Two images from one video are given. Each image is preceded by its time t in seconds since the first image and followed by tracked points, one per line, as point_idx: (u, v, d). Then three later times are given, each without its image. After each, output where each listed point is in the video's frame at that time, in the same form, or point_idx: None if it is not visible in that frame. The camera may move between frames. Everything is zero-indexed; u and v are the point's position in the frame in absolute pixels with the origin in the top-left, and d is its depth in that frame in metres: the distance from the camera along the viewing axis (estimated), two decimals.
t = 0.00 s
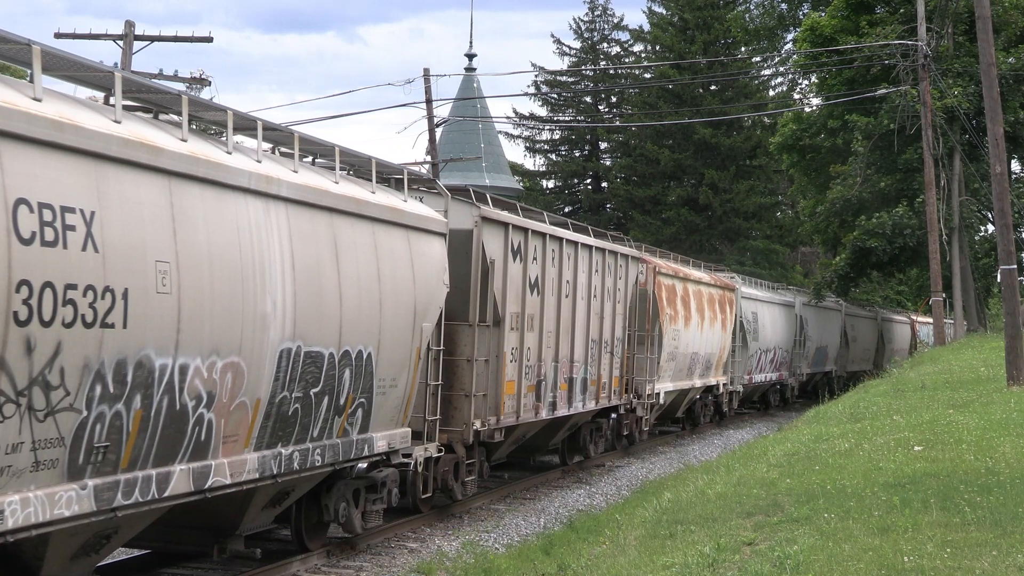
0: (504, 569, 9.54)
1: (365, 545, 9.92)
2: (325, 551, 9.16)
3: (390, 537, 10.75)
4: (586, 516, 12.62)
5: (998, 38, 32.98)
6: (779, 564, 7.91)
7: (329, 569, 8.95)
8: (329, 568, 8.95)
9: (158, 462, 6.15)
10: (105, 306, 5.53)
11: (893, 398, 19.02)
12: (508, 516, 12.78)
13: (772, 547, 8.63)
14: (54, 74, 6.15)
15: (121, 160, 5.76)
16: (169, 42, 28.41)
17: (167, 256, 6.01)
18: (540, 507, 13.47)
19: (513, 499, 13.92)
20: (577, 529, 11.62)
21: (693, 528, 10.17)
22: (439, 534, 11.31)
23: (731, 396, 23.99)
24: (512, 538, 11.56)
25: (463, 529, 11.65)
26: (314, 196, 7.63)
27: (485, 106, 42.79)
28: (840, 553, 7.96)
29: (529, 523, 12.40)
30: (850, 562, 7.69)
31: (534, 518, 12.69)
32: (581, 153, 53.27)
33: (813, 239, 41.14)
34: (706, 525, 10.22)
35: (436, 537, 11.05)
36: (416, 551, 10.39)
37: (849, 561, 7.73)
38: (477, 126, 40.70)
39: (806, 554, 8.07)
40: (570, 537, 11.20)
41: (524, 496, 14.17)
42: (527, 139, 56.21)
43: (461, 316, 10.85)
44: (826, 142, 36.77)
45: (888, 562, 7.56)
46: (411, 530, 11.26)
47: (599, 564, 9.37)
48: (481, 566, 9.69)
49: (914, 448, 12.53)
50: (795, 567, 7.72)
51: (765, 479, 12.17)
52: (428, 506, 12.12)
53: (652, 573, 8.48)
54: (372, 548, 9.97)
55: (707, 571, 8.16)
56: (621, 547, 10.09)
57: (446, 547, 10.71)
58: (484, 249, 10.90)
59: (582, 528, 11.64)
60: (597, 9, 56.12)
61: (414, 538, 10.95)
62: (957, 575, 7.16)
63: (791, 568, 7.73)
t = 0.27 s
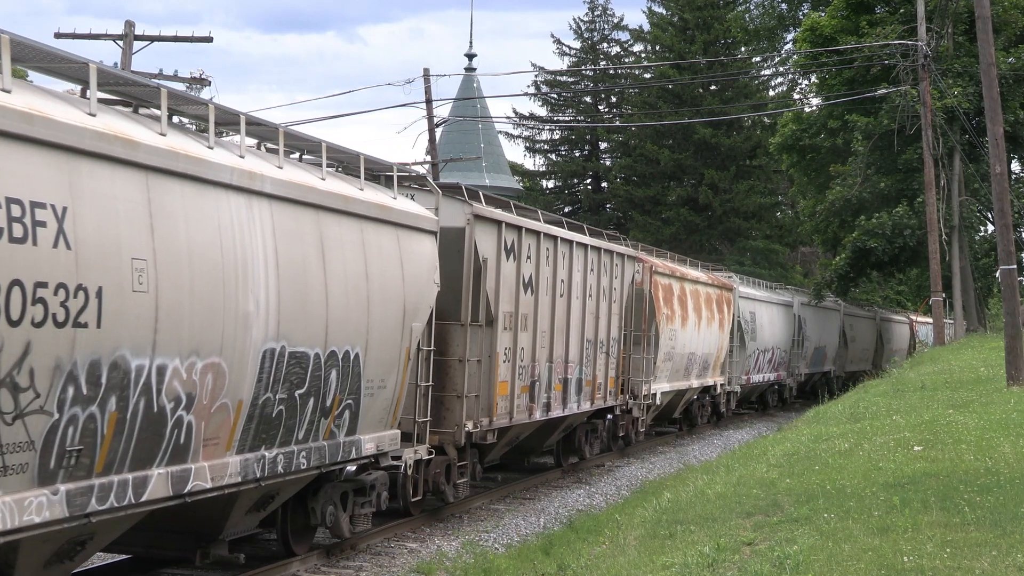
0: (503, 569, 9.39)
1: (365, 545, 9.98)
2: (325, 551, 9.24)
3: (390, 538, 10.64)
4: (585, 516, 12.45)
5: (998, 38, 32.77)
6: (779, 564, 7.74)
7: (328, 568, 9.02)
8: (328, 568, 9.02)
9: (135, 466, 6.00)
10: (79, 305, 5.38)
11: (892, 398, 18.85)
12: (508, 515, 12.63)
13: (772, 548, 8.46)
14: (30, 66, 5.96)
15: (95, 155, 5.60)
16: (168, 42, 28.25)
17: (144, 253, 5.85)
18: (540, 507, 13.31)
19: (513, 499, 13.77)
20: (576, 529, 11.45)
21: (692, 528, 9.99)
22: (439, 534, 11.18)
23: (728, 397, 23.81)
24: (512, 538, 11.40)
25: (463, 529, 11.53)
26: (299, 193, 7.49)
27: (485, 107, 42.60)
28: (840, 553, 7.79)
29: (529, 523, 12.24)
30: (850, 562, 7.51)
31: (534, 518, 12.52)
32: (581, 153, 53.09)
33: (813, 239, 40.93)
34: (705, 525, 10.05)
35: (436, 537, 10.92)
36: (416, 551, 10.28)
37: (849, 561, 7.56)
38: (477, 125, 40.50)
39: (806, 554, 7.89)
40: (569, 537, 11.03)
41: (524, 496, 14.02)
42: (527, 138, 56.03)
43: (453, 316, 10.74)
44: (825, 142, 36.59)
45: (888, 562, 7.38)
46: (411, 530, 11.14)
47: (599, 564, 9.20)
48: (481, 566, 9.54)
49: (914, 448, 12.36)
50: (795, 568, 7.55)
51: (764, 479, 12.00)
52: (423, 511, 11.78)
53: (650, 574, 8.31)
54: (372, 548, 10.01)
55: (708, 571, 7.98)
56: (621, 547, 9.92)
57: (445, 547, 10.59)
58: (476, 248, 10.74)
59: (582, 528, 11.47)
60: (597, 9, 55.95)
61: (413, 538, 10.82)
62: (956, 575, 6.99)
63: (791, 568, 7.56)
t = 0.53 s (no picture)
0: (503, 570, 9.24)
1: (366, 545, 9.97)
2: (326, 550, 9.25)
3: (391, 538, 10.54)
4: (586, 516, 12.27)
5: (998, 38, 32.55)
6: (779, 564, 7.56)
7: (328, 568, 9.03)
8: (328, 568, 9.02)
9: (111, 469, 5.82)
10: (49, 304, 5.19)
11: (892, 398, 18.67)
12: (508, 515, 12.46)
13: (772, 548, 8.27)
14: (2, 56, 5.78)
15: (68, 149, 5.41)
16: (167, 41, 28.04)
17: (119, 250, 5.67)
18: (540, 507, 13.13)
19: (513, 499, 13.60)
20: (577, 529, 11.27)
21: (692, 528, 9.80)
22: (439, 533, 11.05)
23: (726, 397, 23.62)
24: (513, 538, 11.23)
25: (463, 529, 11.39)
26: (283, 189, 7.30)
27: (485, 107, 42.40)
28: (840, 553, 7.60)
29: (529, 523, 12.06)
30: (850, 562, 7.33)
31: (534, 518, 12.35)
32: (581, 153, 52.91)
33: (813, 240, 40.74)
34: (705, 525, 9.86)
35: (437, 538, 10.81)
36: (416, 550, 10.16)
37: (849, 561, 7.37)
38: (477, 126, 40.30)
39: (805, 554, 7.70)
40: (569, 537, 10.84)
41: (524, 496, 13.84)
42: (526, 138, 55.82)
43: (446, 316, 10.57)
44: (826, 142, 36.40)
45: (888, 562, 7.20)
46: (411, 529, 11.03)
47: (600, 564, 9.01)
48: (481, 566, 9.38)
49: (914, 448, 12.18)
50: (795, 568, 7.37)
51: (764, 479, 11.82)
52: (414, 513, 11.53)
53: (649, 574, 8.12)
54: (373, 548, 9.99)
55: (707, 571, 7.80)
56: (621, 547, 9.73)
57: (445, 547, 10.45)
58: (469, 246, 10.56)
59: (582, 528, 11.29)
60: (597, 9, 55.75)
61: (414, 537, 10.71)
62: None
63: (791, 568, 7.38)
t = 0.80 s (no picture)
0: (503, 569, 9.07)
1: (366, 546, 9.91)
2: (326, 550, 9.18)
3: (391, 538, 10.45)
4: (586, 516, 12.09)
5: (998, 38, 32.34)
6: (779, 564, 7.38)
7: (328, 569, 8.96)
8: (328, 568, 8.97)
9: (85, 473, 5.64)
10: (17, 303, 5.01)
11: (892, 399, 18.49)
12: (508, 515, 12.30)
13: (772, 548, 8.09)
14: None
15: (38, 142, 5.22)
16: (166, 41, 27.87)
17: (91, 247, 5.48)
18: (540, 506, 12.95)
19: (514, 499, 13.42)
20: (577, 528, 11.10)
21: (692, 528, 9.62)
22: (439, 533, 10.94)
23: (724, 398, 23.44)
24: (513, 538, 11.05)
25: (463, 529, 11.25)
26: (266, 185, 7.12)
27: (485, 107, 42.20)
28: (840, 553, 7.42)
29: (529, 523, 11.88)
30: (849, 562, 7.15)
31: (535, 518, 12.17)
32: (581, 153, 52.73)
33: (813, 240, 40.55)
34: (705, 525, 9.68)
35: (437, 538, 10.68)
36: (416, 550, 10.05)
37: (849, 561, 7.19)
38: (477, 126, 40.09)
39: (806, 554, 7.52)
40: (569, 537, 10.67)
41: (524, 496, 13.67)
42: (526, 138, 55.63)
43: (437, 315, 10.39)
44: (826, 142, 36.21)
45: (888, 562, 7.02)
46: (411, 529, 10.90)
47: (599, 564, 8.83)
48: (480, 566, 9.22)
49: (914, 448, 11.99)
50: (794, 568, 7.19)
51: (764, 479, 11.64)
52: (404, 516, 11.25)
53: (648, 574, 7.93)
54: (372, 548, 9.93)
55: (706, 571, 7.62)
56: (621, 546, 9.54)
57: (446, 547, 10.31)
58: (460, 244, 10.37)
59: (582, 528, 11.12)
60: (596, 9, 55.56)
61: (413, 537, 10.60)
62: None
63: (790, 568, 7.19)
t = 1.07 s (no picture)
0: (504, 569, 9.12)
1: (366, 546, 9.94)
2: (326, 550, 9.22)
3: (390, 538, 10.49)
4: (586, 516, 12.13)
5: (998, 38, 32.37)
6: (779, 564, 7.41)
7: (328, 568, 9.01)
8: (329, 568, 9.02)
9: (55, 478, 5.40)
10: None
11: (892, 399, 18.54)
12: (508, 515, 12.33)
13: (772, 548, 8.13)
14: None
15: (6, 134, 5.00)
16: (165, 41, 27.91)
17: (61, 244, 5.27)
18: (540, 507, 12.99)
19: (513, 499, 13.46)
20: (576, 529, 11.13)
21: (692, 528, 9.66)
22: (440, 534, 10.99)
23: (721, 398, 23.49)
24: (513, 538, 11.10)
25: (463, 529, 11.30)
26: (247, 180, 6.94)
27: (486, 107, 42.24)
28: (840, 553, 7.46)
29: (529, 523, 11.92)
30: (850, 562, 7.19)
31: (534, 518, 12.21)
32: (581, 153, 52.78)
33: (813, 240, 40.61)
34: (706, 525, 9.72)
35: (436, 538, 10.74)
36: (415, 550, 10.09)
37: (849, 561, 7.23)
38: (477, 126, 40.09)
39: (806, 554, 7.56)
40: (569, 537, 10.71)
41: (524, 496, 13.71)
42: (526, 138, 55.67)
43: (428, 315, 10.37)
44: (826, 142, 36.26)
45: (888, 562, 7.06)
46: (412, 529, 10.93)
47: (600, 564, 8.86)
48: (480, 566, 9.27)
49: (913, 448, 12.04)
50: (795, 568, 7.23)
51: (764, 479, 11.68)
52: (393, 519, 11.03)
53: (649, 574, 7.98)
54: (372, 548, 9.97)
55: (707, 571, 7.65)
56: (621, 547, 9.57)
57: (445, 547, 10.35)
58: (452, 242, 10.38)
59: (582, 528, 11.15)
60: (596, 9, 55.58)
61: (414, 537, 10.65)
62: None
63: (790, 569, 7.23)
